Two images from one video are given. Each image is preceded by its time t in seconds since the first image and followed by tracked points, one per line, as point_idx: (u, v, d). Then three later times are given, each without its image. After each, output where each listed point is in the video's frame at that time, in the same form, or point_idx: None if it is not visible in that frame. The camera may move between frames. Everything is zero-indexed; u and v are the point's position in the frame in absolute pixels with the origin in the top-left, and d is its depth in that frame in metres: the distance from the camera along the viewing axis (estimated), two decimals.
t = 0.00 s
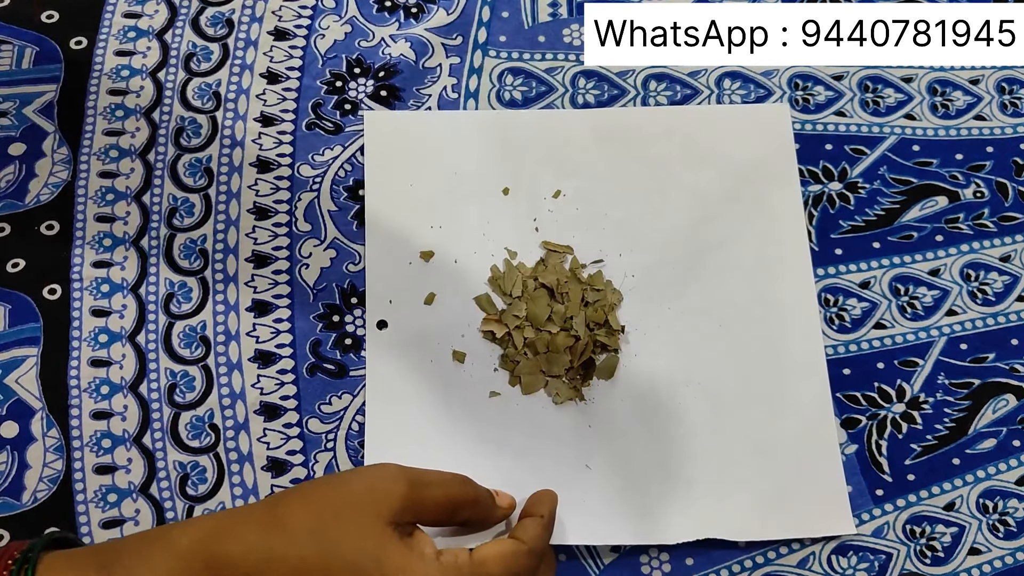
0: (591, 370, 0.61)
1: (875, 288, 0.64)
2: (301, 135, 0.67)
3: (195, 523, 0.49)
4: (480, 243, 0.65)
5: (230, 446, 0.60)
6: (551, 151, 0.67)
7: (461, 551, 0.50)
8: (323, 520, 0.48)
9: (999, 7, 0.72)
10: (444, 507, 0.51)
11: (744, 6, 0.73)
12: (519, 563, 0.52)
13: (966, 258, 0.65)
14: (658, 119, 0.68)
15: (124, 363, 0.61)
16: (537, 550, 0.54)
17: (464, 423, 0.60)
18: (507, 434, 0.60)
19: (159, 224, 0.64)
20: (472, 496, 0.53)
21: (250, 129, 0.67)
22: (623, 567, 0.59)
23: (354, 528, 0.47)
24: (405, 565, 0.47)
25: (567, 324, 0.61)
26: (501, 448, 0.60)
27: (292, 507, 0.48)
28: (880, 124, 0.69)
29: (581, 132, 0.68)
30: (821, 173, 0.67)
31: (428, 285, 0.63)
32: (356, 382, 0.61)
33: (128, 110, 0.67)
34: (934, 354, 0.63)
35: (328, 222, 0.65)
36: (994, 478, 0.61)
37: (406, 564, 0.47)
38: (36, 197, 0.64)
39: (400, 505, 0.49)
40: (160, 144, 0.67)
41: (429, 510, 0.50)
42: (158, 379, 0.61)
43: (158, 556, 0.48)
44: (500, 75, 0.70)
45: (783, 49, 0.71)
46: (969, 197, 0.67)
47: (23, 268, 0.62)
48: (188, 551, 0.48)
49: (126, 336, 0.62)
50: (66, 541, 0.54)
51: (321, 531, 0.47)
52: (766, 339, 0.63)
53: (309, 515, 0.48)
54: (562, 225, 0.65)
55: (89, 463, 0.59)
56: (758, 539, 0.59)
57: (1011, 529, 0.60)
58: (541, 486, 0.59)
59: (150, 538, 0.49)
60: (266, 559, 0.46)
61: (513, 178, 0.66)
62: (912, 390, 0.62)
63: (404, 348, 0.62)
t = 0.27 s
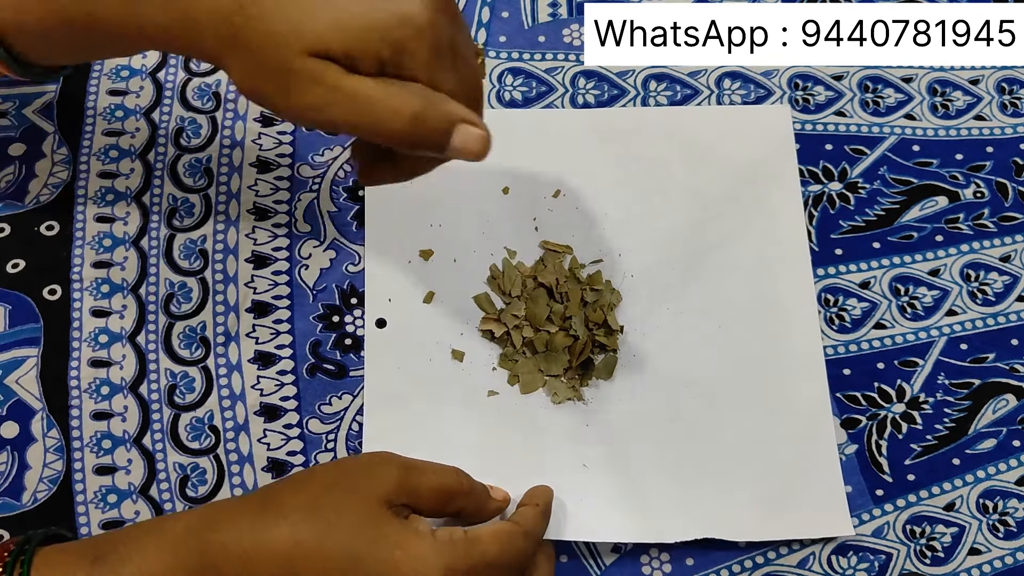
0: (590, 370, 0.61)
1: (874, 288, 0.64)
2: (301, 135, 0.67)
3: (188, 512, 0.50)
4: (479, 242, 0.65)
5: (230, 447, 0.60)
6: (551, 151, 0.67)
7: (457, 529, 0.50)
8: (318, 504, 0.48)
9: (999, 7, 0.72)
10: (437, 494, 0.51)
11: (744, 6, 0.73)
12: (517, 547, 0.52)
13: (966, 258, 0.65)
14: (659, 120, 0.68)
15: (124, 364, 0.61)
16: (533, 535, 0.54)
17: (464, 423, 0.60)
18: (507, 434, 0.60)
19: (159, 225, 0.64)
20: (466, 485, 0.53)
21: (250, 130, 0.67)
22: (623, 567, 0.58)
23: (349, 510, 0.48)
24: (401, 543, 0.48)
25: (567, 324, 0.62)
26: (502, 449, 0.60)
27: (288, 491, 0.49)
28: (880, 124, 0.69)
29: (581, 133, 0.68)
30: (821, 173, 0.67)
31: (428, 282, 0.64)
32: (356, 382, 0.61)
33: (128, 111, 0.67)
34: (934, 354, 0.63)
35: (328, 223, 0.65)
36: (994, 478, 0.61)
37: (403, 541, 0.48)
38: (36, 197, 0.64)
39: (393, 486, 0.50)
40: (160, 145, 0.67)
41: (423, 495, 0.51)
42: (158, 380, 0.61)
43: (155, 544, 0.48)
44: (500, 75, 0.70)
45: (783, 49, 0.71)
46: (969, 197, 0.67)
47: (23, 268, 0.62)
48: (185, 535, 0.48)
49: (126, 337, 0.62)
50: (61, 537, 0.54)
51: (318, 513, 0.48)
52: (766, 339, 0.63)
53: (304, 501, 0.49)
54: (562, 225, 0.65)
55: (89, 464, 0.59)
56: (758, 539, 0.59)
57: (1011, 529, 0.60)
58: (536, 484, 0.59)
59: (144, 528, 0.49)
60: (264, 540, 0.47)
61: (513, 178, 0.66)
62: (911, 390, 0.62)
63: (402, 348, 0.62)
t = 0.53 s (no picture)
0: (590, 370, 0.61)
1: (874, 288, 0.64)
2: (300, 134, 0.67)
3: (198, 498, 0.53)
4: (479, 242, 0.65)
5: (231, 447, 0.60)
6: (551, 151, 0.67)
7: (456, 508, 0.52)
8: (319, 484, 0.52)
9: (999, 7, 0.72)
10: (436, 482, 0.54)
11: (744, 6, 0.73)
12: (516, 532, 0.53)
13: (966, 258, 0.65)
14: (659, 120, 0.68)
15: (124, 364, 0.61)
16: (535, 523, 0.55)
17: (464, 424, 0.60)
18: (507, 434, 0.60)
19: (159, 225, 0.64)
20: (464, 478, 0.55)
21: (250, 130, 0.67)
22: (623, 567, 0.58)
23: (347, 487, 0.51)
24: (397, 514, 0.51)
25: (567, 324, 0.62)
26: (501, 449, 0.60)
27: (289, 476, 0.53)
28: (880, 124, 0.69)
29: (581, 133, 0.68)
30: (822, 173, 0.67)
31: (427, 282, 0.64)
32: (356, 382, 0.61)
33: (128, 111, 0.67)
34: (934, 354, 0.63)
35: (328, 223, 0.65)
36: (994, 478, 0.61)
37: (399, 512, 0.51)
38: (36, 197, 0.65)
39: (391, 469, 0.53)
40: (160, 145, 0.66)
41: (422, 485, 0.53)
42: (158, 380, 0.61)
43: (164, 527, 0.51)
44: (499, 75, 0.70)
45: (783, 49, 0.71)
46: (969, 197, 0.67)
47: (23, 268, 0.62)
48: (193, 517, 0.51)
49: (126, 337, 0.62)
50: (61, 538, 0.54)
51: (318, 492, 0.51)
52: (766, 338, 0.63)
53: (304, 482, 0.52)
54: (562, 225, 0.65)
55: (89, 464, 0.59)
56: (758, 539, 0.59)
57: (1011, 529, 0.60)
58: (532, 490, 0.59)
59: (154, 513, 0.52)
60: (268, 516, 0.50)
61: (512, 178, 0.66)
62: (911, 390, 0.62)
63: (402, 348, 0.62)
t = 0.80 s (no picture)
0: (590, 369, 0.61)
1: (874, 288, 0.64)
2: (300, 134, 0.67)
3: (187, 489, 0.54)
4: (478, 242, 0.65)
5: (231, 448, 0.60)
6: (551, 151, 0.67)
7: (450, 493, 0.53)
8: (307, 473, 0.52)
9: (999, 7, 0.72)
10: (427, 471, 0.54)
11: (744, 6, 0.73)
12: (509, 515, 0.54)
13: (966, 258, 0.65)
14: (659, 120, 0.68)
15: (124, 364, 0.61)
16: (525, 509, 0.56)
17: (464, 424, 0.60)
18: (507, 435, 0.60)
19: (159, 225, 0.64)
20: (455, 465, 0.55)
21: (250, 130, 0.67)
22: (623, 568, 0.59)
23: (334, 475, 0.52)
24: (387, 496, 0.52)
25: (567, 324, 0.62)
26: (502, 449, 0.60)
27: (276, 466, 0.53)
28: (880, 124, 0.69)
29: (581, 133, 0.68)
30: (822, 173, 0.67)
31: (427, 282, 0.63)
32: (356, 382, 0.61)
33: (128, 111, 0.67)
34: (934, 354, 0.63)
35: (328, 223, 0.65)
36: (994, 478, 0.61)
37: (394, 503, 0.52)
38: (36, 197, 0.64)
39: (384, 458, 0.53)
40: (160, 145, 0.66)
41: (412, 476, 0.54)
42: (158, 380, 0.61)
43: (154, 514, 0.52)
44: (499, 75, 0.70)
45: (783, 49, 0.71)
46: (969, 197, 0.67)
47: (23, 268, 0.62)
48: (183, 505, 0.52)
49: (127, 337, 0.62)
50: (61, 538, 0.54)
51: (307, 477, 0.52)
52: (766, 337, 0.63)
53: (292, 469, 0.53)
54: (562, 224, 0.65)
55: (89, 465, 0.59)
56: (759, 539, 0.59)
57: (1011, 529, 0.60)
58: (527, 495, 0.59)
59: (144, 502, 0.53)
60: (258, 502, 0.51)
61: (512, 177, 0.66)
62: (911, 390, 0.62)
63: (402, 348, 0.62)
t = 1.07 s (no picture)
0: (588, 370, 0.61)
1: (874, 288, 0.64)
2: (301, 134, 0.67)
3: (180, 469, 0.52)
4: (478, 242, 0.65)
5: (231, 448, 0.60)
6: (551, 152, 0.67)
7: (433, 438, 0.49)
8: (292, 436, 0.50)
9: (999, 7, 0.72)
10: (411, 421, 0.50)
11: (744, 6, 0.73)
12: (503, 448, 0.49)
13: (966, 258, 0.65)
14: (659, 120, 0.68)
15: (124, 364, 0.61)
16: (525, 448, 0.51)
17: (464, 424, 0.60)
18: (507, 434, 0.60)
19: (159, 225, 0.64)
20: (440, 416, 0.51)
21: (249, 130, 0.67)
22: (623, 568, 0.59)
23: (320, 434, 0.50)
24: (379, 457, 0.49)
25: (566, 324, 0.62)
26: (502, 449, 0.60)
27: (265, 435, 0.51)
28: (880, 124, 0.69)
29: (581, 133, 0.68)
30: (822, 173, 0.67)
31: (426, 282, 0.63)
32: (356, 382, 0.61)
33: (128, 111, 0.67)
34: (934, 354, 0.63)
35: (328, 223, 0.65)
36: (994, 478, 0.61)
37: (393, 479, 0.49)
38: (36, 197, 0.64)
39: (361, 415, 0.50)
40: (159, 145, 0.66)
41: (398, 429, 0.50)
42: (159, 380, 0.61)
43: (146, 495, 0.50)
44: (499, 75, 0.70)
45: (783, 49, 0.71)
46: (969, 197, 0.67)
47: (23, 268, 0.62)
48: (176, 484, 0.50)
49: (127, 337, 0.62)
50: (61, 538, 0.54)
51: (294, 441, 0.50)
52: (766, 337, 0.63)
53: (277, 434, 0.50)
54: (561, 224, 0.65)
55: (90, 464, 0.59)
56: (758, 539, 0.59)
57: (1011, 529, 0.60)
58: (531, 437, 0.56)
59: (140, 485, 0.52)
60: (246, 472, 0.48)
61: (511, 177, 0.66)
62: (911, 390, 0.62)
63: (401, 348, 0.62)
